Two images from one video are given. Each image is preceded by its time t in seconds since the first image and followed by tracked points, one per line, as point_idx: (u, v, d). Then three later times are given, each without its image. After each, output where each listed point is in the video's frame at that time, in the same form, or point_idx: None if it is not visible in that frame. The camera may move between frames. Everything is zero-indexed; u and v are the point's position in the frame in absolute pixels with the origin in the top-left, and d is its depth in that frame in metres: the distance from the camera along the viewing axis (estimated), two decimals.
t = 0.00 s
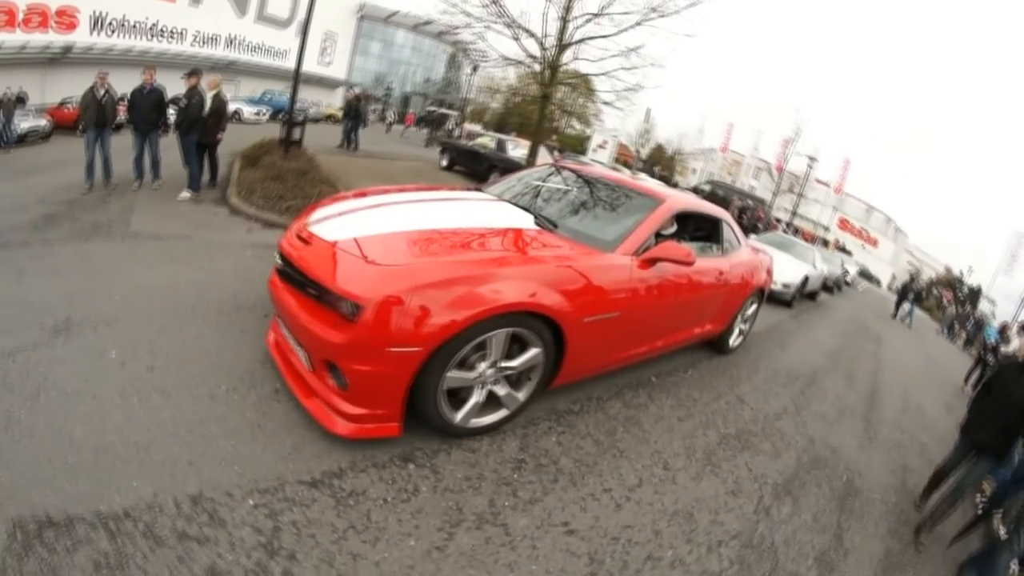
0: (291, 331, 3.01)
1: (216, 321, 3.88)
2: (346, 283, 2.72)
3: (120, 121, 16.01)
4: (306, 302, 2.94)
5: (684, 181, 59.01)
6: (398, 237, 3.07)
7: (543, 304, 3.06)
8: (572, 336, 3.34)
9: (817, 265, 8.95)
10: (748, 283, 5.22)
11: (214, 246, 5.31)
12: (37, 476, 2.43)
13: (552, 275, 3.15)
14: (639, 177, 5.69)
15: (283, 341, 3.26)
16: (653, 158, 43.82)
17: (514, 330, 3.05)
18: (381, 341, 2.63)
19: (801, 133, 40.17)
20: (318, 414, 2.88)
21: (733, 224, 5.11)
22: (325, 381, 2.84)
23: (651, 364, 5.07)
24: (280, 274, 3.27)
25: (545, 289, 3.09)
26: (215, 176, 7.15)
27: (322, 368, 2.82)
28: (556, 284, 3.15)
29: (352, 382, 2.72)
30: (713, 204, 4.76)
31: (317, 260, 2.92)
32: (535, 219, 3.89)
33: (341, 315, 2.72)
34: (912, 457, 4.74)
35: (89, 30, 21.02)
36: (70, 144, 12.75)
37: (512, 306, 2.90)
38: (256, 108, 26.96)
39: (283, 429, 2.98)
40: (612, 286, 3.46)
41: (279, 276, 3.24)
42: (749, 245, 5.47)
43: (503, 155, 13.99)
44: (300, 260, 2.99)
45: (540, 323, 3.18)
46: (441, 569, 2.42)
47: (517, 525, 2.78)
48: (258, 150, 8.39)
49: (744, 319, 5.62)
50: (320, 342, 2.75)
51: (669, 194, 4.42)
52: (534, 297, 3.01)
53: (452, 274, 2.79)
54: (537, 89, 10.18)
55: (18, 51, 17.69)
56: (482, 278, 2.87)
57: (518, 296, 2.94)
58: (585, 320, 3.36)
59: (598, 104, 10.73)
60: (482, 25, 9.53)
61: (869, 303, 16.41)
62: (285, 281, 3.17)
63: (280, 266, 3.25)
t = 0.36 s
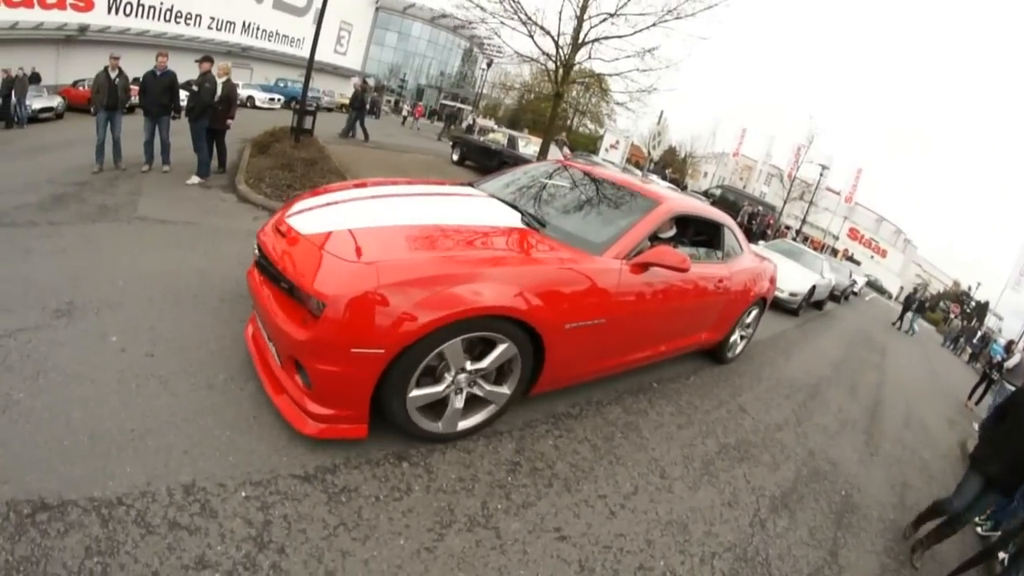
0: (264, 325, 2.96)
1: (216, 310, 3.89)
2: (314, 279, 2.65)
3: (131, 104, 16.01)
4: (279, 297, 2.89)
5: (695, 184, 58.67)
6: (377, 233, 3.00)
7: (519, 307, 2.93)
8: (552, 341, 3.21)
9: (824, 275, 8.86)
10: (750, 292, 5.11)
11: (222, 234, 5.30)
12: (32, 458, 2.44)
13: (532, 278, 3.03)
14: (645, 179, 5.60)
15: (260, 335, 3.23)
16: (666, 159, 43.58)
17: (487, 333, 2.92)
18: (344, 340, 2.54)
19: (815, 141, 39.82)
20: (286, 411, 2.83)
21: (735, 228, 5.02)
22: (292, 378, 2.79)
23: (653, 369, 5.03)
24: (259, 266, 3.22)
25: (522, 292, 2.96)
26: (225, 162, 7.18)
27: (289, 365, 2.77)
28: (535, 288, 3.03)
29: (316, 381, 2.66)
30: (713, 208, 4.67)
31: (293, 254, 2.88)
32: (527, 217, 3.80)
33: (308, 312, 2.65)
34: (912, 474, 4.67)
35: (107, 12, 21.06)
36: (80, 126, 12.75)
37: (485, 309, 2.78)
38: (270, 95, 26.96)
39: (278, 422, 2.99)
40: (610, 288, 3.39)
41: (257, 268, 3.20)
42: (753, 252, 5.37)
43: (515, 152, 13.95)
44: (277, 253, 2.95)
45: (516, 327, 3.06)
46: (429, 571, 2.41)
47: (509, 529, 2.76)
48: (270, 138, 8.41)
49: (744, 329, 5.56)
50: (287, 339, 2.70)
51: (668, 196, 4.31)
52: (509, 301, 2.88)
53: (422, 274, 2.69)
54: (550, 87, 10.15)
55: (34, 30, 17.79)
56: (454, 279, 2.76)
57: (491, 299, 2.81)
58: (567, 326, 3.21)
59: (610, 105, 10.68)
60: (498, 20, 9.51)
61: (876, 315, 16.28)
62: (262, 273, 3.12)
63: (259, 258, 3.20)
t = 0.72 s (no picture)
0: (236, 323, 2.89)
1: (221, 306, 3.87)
2: (280, 276, 2.57)
3: (144, 96, 16.12)
4: (249, 294, 2.81)
5: (705, 185, 58.41)
6: (354, 230, 2.90)
7: (493, 309, 2.77)
8: (532, 346, 3.04)
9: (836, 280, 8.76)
10: (754, 297, 4.97)
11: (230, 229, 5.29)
12: (33, 452, 2.42)
13: (510, 279, 2.88)
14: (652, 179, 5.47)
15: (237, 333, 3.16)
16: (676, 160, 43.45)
17: (458, 336, 2.77)
18: (304, 340, 2.45)
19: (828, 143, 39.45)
20: (255, 413, 2.75)
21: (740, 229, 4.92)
22: (260, 378, 2.71)
23: (661, 373, 4.97)
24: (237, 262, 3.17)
25: (499, 294, 2.81)
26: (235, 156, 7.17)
27: (256, 365, 2.69)
28: (513, 289, 2.87)
29: (278, 382, 2.56)
30: (716, 208, 4.57)
31: (268, 249, 2.81)
32: (520, 214, 3.71)
33: (271, 311, 2.56)
34: (922, 484, 4.59)
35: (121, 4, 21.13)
36: (92, 117, 12.78)
37: (454, 311, 2.64)
38: (281, 89, 26.97)
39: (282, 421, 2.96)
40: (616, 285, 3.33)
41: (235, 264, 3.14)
42: (759, 255, 5.26)
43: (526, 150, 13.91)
44: (252, 249, 2.89)
45: (492, 331, 2.89)
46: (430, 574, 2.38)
47: (512, 533, 2.72)
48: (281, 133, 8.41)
49: (749, 336, 5.43)
50: (252, 337, 2.62)
51: (669, 194, 4.20)
52: (482, 303, 2.73)
53: (388, 273, 2.56)
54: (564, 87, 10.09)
55: (48, 21, 17.90)
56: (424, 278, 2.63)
57: (463, 300, 2.67)
58: (547, 329, 3.05)
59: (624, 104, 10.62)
60: (512, 17, 9.44)
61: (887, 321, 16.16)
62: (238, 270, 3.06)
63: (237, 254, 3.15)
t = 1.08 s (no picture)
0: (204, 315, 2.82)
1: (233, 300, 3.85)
2: (236, 268, 2.48)
3: (162, 86, 16.17)
4: (212, 286, 2.73)
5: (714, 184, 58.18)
6: (327, 221, 2.79)
7: (458, 308, 2.58)
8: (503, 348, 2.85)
9: (852, 284, 8.68)
10: (760, 299, 4.75)
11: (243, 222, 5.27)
12: (42, 444, 2.41)
13: (484, 277, 2.71)
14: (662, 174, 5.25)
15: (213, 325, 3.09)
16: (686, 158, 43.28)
17: (422, 335, 2.61)
18: (256, 336, 2.33)
19: (840, 143, 39.17)
20: (219, 408, 2.67)
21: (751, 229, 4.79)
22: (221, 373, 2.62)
23: (673, 372, 4.94)
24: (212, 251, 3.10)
25: (467, 292, 2.63)
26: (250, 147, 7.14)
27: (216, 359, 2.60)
28: (484, 287, 2.69)
29: (234, 379, 2.47)
30: (721, 204, 4.35)
31: (237, 238, 2.72)
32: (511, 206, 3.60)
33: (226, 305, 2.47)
34: (933, 492, 4.53)
35: None
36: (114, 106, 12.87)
37: (416, 309, 2.48)
38: (295, 79, 26.93)
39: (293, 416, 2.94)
40: (632, 281, 3.28)
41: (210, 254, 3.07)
42: (768, 254, 5.04)
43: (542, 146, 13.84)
44: (220, 239, 2.82)
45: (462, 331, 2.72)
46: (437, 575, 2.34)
47: (522, 535, 2.68)
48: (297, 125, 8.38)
49: (756, 339, 5.22)
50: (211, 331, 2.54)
51: (672, 187, 4.01)
52: (446, 301, 2.55)
53: (355, 265, 2.45)
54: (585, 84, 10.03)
55: (65, 10, 17.94)
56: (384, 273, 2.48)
57: (423, 297, 2.49)
58: (521, 330, 2.86)
59: (645, 101, 10.54)
60: (534, 12, 9.35)
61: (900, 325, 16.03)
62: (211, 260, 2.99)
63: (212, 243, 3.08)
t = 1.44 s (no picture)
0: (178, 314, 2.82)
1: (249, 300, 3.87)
2: (194, 267, 2.46)
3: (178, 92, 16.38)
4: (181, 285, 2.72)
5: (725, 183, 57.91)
6: (294, 219, 2.74)
7: (418, 306, 2.49)
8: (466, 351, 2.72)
9: (869, 282, 8.59)
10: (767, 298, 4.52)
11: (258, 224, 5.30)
12: (61, 441, 2.44)
13: (476, 277, 2.67)
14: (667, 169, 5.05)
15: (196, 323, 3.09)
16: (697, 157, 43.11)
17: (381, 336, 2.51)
18: (208, 335, 2.30)
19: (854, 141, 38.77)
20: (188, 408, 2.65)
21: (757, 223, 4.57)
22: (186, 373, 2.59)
23: (689, 371, 4.90)
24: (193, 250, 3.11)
25: (425, 291, 2.53)
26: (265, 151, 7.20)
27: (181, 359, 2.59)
28: (444, 285, 2.57)
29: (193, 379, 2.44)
30: (721, 196, 4.14)
31: (205, 236, 2.70)
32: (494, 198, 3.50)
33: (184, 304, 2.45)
34: (952, 491, 4.46)
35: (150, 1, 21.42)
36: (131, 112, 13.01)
37: (371, 308, 2.40)
38: (308, 83, 27.13)
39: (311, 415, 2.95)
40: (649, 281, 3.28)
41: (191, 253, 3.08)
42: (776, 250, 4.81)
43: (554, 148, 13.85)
44: (191, 238, 2.82)
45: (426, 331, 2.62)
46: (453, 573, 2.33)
47: (539, 533, 2.67)
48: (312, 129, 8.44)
49: (762, 340, 4.99)
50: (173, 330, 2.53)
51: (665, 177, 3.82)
52: (401, 300, 2.45)
53: (309, 262, 2.38)
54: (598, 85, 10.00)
55: (81, 18, 18.22)
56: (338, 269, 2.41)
57: (374, 296, 2.40)
58: (482, 332, 2.70)
59: (657, 101, 10.52)
60: (544, 13, 9.33)
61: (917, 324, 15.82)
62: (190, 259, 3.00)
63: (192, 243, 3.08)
